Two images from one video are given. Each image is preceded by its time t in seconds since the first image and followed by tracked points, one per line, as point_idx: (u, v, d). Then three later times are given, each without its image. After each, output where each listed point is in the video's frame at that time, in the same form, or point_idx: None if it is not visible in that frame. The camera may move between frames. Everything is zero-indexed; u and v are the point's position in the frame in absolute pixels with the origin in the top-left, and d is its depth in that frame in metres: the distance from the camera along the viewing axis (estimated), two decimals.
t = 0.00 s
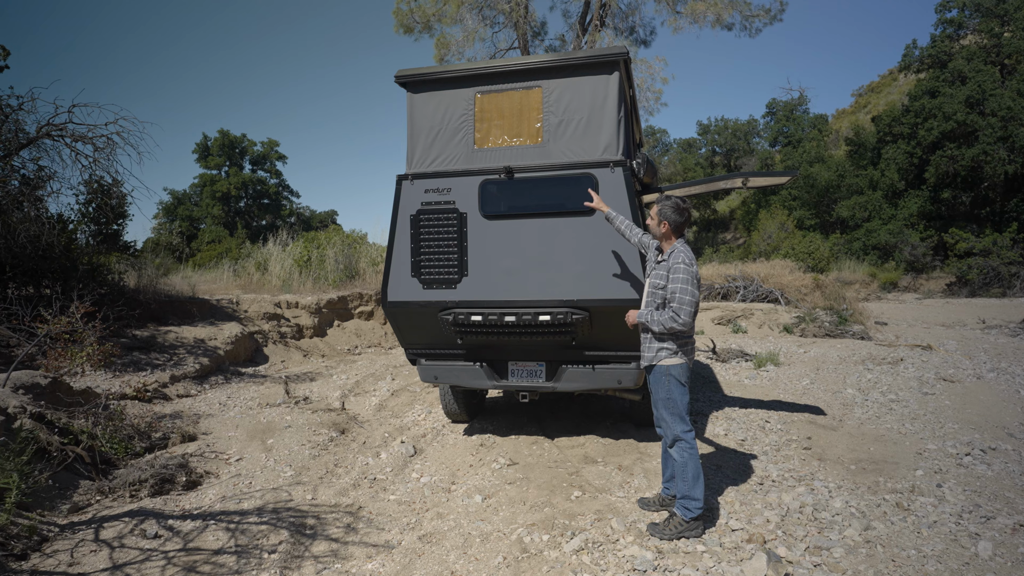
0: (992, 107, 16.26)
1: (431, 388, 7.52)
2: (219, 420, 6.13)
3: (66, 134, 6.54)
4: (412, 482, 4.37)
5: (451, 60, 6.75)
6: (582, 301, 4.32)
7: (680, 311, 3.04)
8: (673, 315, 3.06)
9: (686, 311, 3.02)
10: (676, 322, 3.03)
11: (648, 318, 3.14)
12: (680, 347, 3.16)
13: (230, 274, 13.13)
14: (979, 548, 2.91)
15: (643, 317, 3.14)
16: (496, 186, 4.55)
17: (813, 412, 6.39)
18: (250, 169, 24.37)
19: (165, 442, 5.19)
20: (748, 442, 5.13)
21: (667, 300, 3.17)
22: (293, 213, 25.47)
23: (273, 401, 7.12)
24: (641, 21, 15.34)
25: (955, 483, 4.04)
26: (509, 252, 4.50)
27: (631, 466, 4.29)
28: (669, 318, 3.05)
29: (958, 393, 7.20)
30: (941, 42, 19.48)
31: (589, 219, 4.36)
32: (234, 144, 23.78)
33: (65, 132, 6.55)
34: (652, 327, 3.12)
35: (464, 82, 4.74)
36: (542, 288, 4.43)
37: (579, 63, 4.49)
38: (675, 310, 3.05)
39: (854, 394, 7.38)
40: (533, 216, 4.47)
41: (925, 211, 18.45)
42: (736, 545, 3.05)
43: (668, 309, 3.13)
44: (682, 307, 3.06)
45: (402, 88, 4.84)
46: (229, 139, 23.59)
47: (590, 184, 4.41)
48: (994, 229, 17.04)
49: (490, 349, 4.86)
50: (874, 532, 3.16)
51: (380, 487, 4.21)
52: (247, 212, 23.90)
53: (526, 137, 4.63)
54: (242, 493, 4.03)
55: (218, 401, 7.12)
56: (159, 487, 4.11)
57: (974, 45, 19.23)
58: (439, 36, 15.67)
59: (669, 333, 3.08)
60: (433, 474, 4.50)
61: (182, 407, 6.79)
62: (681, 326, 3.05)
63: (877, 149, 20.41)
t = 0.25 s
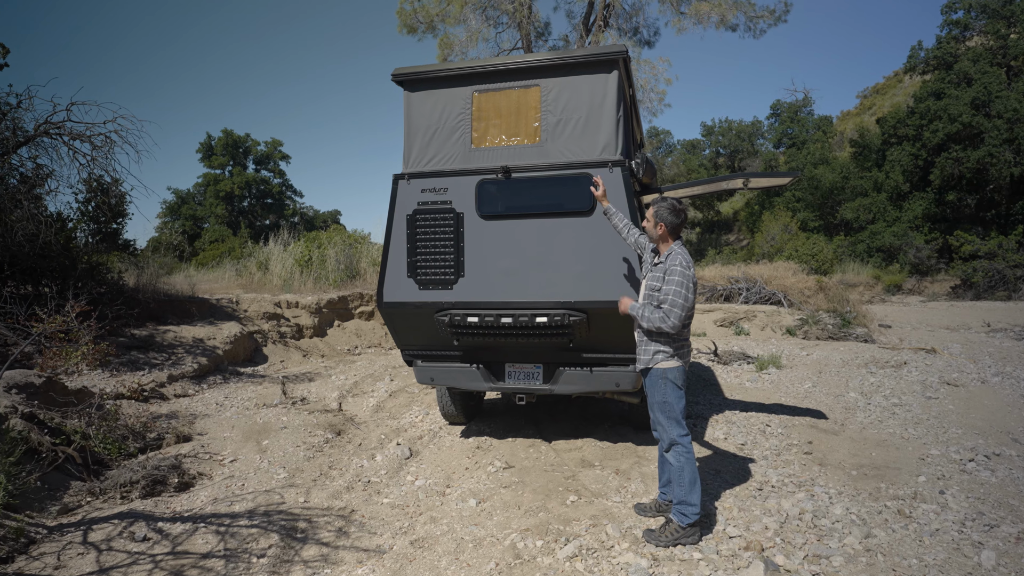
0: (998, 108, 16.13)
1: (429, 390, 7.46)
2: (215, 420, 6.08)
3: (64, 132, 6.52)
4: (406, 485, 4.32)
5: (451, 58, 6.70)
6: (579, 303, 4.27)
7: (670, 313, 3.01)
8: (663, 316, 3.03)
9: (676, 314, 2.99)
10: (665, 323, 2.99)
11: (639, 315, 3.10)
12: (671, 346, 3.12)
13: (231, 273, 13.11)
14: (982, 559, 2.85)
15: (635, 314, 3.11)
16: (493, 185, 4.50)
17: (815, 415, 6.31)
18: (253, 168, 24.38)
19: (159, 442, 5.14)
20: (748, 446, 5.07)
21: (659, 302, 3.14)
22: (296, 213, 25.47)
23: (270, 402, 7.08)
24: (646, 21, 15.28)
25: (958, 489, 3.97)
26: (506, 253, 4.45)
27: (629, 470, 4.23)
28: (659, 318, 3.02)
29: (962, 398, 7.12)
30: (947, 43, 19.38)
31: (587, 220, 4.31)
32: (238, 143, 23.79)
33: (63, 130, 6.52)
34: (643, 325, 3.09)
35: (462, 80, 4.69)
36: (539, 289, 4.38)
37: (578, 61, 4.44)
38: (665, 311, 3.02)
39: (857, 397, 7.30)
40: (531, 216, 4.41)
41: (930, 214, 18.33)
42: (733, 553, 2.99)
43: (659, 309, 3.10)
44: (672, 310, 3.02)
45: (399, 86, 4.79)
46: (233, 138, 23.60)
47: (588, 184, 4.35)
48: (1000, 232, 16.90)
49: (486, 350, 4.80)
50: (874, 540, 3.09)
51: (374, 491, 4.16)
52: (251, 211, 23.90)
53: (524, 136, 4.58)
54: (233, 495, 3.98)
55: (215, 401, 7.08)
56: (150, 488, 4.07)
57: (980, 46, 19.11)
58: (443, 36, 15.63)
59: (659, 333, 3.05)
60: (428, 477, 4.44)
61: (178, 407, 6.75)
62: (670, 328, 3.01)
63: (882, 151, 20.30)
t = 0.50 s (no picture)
0: (1003, 114, 16.06)
1: (426, 391, 7.41)
2: (210, 420, 6.05)
3: (62, 129, 6.50)
4: (399, 488, 4.28)
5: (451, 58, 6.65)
6: (575, 306, 4.23)
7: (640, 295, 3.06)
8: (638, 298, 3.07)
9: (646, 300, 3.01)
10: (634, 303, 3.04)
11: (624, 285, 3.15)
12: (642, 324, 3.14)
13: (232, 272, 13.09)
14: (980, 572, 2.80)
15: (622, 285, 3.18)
16: (490, 186, 4.46)
17: (814, 421, 6.25)
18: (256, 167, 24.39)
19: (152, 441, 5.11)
20: (746, 452, 5.02)
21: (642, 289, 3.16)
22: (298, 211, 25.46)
23: (265, 402, 7.04)
24: (650, 23, 15.24)
25: (957, 499, 3.91)
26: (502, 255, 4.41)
27: (624, 476, 4.18)
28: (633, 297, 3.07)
29: (963, 405, 7.05)
30: (952, 47, 19.32)
31: (584, 222, 4.26)
32: (241, 141, 23.80)
33: (62, 127, 6.50)
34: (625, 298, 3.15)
35: (459, 81, 4.66)
36: (535, 292, 4.34)
37: (576, 62, 4.40)
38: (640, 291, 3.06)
39: (857, 403, 7.24)
40: (527, 218, 4.37)
41: (933, 218, 18.26)
42: (726, 562, 2.95)
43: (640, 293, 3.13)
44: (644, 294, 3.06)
45: (396, 85, 4.76)
46: (237, 136, 23.60)
47: (586, 186, 4.31)
48: (1003, 237, 16.79)
49: (482, 353, 4.76)
50: (871, 551, 3.05)
51: (366, 494, 4.12)
52: (253, 209, 23.89)
53: (522, 138, 4.54)
54: (224, 497, 3.95)
55: (211, 400, 7.05)
56: (141, 489, 4.04)
57: (985, 51, 19.04)
58: (447, 36, 15.61)
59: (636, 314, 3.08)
60: (421, 481, 4.40)
61: (174, 406, 6.72)
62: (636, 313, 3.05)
63: (885, 155, 20.23)
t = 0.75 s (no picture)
0: (997, 120, 16.11)
1: (419, 395, 7.37)
2: (200, 423, 6.00)
3: (54, 130, 6.45)
4: (388, 493, 4.24)
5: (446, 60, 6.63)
6: (567, 311, 4.20)
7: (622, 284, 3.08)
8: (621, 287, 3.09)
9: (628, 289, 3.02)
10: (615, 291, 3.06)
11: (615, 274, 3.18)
12: (631, 310, 3.19)
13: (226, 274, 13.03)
14: None
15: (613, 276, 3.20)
16: (482, 190, 4.44)
17: (808, 427, 6.23)
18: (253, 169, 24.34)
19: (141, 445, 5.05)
20: (739, 458, 4.99)
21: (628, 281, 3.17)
22: (295, 213, 25.40)
23: (257, 405, 6.99)
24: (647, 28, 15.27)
25: (950, 506, 3.89)
26: (494, 258, 4.38)
27: (615, 482, 4.15)
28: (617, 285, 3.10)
29: (957, 410, 7.04)
30: (947, 54, 19.43)
31: (576, 226, 4.24)
32: (238, 143, 23.74)
33: (53, 127, 6.45)
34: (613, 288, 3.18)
35: (452, 83, 4.64)
36: (527, 296, 4.31)
37: (569, 66, 4.38)
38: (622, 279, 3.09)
39: (851, 409, 7.23)
40: (519, 222, 4.35)
41: (928, 223, 18.31)
42: (716, 570, 2.93)
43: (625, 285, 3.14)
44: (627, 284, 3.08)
45: (389, 88, 4.74)
46: (233, 138, 23.55)
47: (578, 190, 4.29)
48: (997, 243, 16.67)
49: (474, 357, 4.73)
50: (862, 559, 3.03)
51: (355, 499, 4.08)
52: (250, 211, 23.81)
53: (514, 141, 4.52)
54: (211, 502, 3.90)
55: (202, 403, 7.00)
56: (127, 494, 3.99)
57: (979, 58, 19.14)
58: (444, 40, 15.62)
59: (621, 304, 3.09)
60: (411, 486, 4.36)
61: (164, 409, 6.67)
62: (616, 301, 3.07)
63: (881, 161, 20.30)
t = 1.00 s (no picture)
0: (991, 122, 16.18)
1: (412, 395, 7.35)
2: (190, 423, 5.95)
3: (44, 126, 6.39)
4: (379, 494, 4.22)
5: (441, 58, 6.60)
6: (559, 311, 4.19)
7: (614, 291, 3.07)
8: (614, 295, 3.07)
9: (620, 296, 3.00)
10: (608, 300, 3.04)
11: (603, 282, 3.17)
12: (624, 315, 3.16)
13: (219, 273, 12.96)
14: None
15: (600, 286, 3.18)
16: (475, 189, 4.42)
17: (800, 427, 6.23)
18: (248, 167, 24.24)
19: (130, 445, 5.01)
20: (731, 459, 4.99)
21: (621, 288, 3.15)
22: (290, 212, 25.31)
23: (248, 405, 6.95)
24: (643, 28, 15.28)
25: (940, 507, 3.90)
26: (486, 258, 4.37)
27: (607, 483, 4.14)
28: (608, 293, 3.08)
29: (949, 412, 7.06)
30: (941, 57, 19.52)
31: (568, 226, 4.23)
32: (233, 142, 23.64)
33: (43, 124, 6.39)
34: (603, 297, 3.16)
35: (445, 82, 4.62)
36: (519, 295, 4.29)
37: (562, 65, 4.37)
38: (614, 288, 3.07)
39: (844, 410, 7.24)
40: (511, 221, 4.33)
41: (922, 225, 18.39)
42: (706, 571, 2.92)
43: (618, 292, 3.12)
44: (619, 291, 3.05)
45: (381, 86, 4.72)
46: (228, 137, 23.45)
47: (570, 190, 4.27)
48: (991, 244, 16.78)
49: (466, 357, 4.71)
50: (852, 560, 3.02)
51: (345, 500, 4.05)
52: (244, 210, 23.70)
53: (507, 140, 4.51)
54: (199, 502, 3.87)
55: (193, 403, 6.95)
56: (115, 494, 3.96)
57: (973, 60, 19.22)
58: (440, 39, 15.57)
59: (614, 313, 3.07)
60: (402, 486, 4.34)
61: (155, 408, 6.62)
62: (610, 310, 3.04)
63: (875, 162, 20.36)
